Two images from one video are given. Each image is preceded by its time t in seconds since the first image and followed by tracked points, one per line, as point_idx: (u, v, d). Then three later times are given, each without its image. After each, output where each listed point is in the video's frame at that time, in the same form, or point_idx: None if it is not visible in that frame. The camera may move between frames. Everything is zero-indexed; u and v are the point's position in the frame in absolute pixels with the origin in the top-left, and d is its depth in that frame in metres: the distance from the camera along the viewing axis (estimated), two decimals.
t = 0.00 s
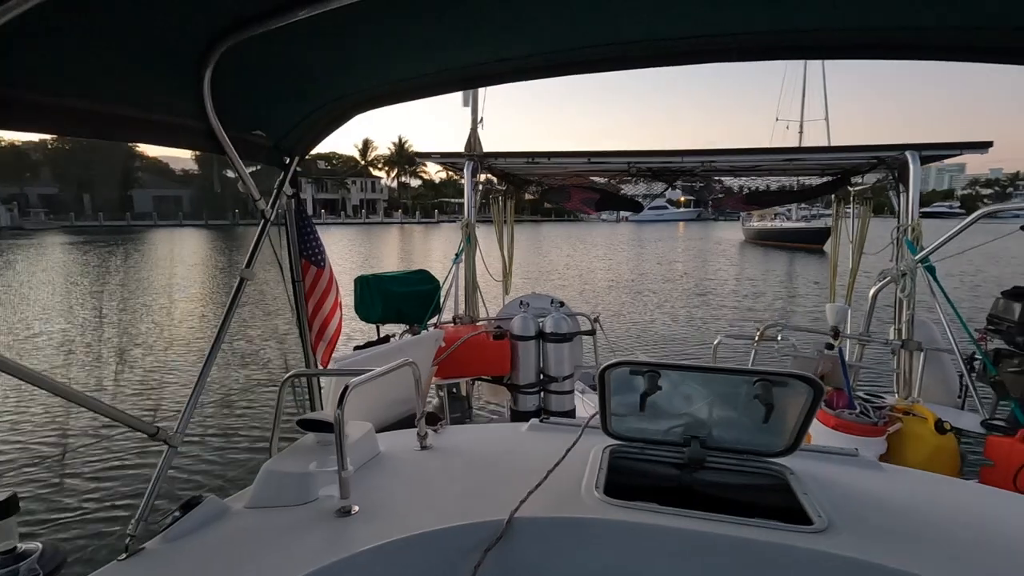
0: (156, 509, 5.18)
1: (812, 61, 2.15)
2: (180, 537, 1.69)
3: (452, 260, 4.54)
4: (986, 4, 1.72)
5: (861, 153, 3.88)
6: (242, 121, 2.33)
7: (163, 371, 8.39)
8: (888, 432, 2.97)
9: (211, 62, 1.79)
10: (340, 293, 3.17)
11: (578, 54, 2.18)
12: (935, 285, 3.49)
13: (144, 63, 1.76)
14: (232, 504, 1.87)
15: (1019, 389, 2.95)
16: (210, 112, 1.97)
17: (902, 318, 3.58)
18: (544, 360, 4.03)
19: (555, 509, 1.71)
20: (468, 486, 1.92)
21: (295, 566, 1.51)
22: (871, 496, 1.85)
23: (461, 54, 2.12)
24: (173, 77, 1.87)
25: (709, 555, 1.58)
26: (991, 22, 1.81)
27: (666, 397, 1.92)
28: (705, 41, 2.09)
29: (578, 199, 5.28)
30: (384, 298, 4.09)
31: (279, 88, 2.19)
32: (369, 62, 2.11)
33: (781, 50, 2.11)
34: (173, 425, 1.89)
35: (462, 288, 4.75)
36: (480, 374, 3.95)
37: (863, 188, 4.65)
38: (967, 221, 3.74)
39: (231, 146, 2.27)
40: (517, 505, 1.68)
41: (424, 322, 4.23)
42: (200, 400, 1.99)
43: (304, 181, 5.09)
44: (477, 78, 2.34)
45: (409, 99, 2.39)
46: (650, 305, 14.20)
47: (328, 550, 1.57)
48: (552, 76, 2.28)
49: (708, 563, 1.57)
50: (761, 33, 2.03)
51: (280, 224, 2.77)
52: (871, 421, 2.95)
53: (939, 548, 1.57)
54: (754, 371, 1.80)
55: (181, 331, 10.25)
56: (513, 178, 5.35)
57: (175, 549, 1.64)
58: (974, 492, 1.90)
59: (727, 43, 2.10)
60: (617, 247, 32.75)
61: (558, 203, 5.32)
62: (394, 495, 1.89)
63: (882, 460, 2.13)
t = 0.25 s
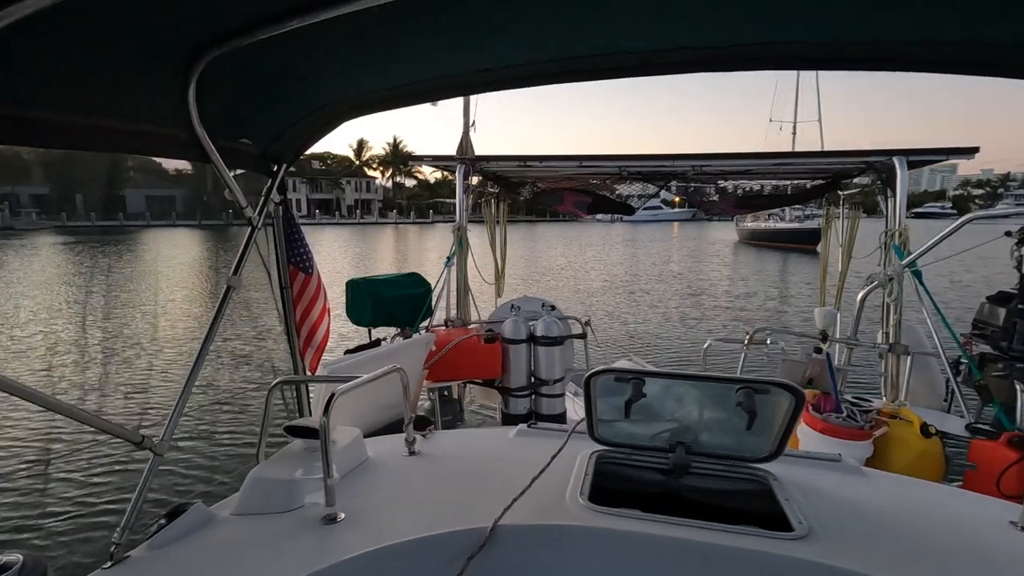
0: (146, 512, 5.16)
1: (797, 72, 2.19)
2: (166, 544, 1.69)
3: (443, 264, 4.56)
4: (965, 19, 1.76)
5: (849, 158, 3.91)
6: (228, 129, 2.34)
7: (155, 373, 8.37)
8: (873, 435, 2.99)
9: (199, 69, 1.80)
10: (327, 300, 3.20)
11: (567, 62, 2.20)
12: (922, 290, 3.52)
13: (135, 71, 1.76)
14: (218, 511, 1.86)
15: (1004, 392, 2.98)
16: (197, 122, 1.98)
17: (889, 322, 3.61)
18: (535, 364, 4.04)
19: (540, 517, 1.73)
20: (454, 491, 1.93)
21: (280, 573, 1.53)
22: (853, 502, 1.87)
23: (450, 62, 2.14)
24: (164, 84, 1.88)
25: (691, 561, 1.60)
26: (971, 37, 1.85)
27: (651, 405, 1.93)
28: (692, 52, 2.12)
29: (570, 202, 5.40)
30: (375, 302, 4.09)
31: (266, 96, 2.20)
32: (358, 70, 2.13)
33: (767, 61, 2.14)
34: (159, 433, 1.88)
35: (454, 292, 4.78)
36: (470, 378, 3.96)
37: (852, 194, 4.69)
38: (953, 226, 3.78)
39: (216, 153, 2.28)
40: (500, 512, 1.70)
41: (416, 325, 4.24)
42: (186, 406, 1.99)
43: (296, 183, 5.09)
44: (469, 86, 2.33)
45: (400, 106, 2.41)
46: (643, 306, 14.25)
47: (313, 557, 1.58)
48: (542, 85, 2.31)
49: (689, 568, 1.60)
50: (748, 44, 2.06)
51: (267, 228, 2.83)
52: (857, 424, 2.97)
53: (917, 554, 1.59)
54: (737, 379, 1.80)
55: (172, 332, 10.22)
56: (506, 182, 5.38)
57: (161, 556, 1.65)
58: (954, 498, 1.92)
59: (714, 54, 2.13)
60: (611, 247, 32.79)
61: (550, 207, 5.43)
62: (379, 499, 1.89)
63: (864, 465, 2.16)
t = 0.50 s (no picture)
0: (136, 514, 5.16)
1: (777, 80, 2.26)
2: (156, 544, 1.71)
3: (435, 266, 4.61)
4: (936, 31, 1.83)
5: (835, 162, 3.98)
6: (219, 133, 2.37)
7: (147, 374, 8.35)
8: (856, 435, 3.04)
9: (189, 76, 1.83)
10: (317, 302, 3.23)
11: (554, 68, 2.25)
12: (905, 291, 3.58)
13: (128, 76, 1.80)
14: (208, 511, 1.89)
15: (983, 394, 3.07)
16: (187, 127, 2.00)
17: (873, 323, 3.67)
18: (525, 364, 4.05)
19: (525, 516, 1.77)
20: (441, 491, 1.96)
21: (269, 571, 1.56)
22: (830, 500, 1.92)
23: (438, 68, 2.18)
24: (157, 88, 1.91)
25: (670, 558, 1.65)
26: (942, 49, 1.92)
27: (634, 406, 1.97)
28: (676, 58, 2.19)
29: (561, 204, 5.39)
30: (366, 303, 4.11)
31: (256, 100, 2.23)
32: (348, 75, 2.17)
33: (747, 68, 2.21)
34: (149, 434, 1.91)
35: (445, 293, 4.82)
36: (461, 379, 3.99)
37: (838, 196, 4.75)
38: (936, 229, 3.84)
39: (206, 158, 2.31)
40: (485, 512, 1.73)
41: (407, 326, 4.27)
42: (176, 407, 2.01)
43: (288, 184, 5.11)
44: (459, 91, 2.36)
45: (390, 111, 2.46)
46: (636, 307, 14.31)
47: (301, 556, 1.61)
48: (529, 90, 2.36)
49: (669, 565, 1.64)
50: (729, 51, 2.13)
51: (257, 231, 2.86)
52: (840, 424, 3.02)
53: (890, 551, 1.64)
54: (717, 380, 1.84)
55: (163, 333, 10.20)
56: (498, 183, 5.42)
57: (151, 556, 1.67)
58: (929, 495, 1.97)
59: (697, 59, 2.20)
60: (604, 248, 32.87)
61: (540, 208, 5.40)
62: (367, 499, 1.92)
63: (844, 464, 2.21)
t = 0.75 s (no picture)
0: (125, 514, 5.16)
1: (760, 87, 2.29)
2: (143, 543, 1.73)
3: (425, 267, 4.63)
4: (923, 45, 1.82)
5: (820, 164, 4.03)
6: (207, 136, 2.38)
7: (136, 374, 8.32)
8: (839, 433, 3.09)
9: (175, 80, 1.84)
10: (305, 302, 3.25)
11: (537, 74, 2.21)
12: (888, 292, 3.63)
13: (114, 79, 1.81)
14: (194, 511, 1.90)
15: (963, 392, 3.15)
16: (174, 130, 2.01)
17: (857, 324, 3.73)
18: (515, 364, 4.05)
19: (508, 513, 1.79)
20: (427, 489, 1.99)
21: (254, 569, 1.58)
22: (810, 497, 1.95)
23: (425, 75, 2.19)
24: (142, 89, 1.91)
25: (650, 555, 1.68)
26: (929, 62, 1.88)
27: (617, 404, 2.00)
28: (664, 65, 2.13)
29: (550, 205, 5.30)
30: (356, 304, 4.12)
31: (244, 104, 2.24)
32: (335, 80, 2.18)
33: (734, 75, 2.15)
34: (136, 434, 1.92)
35: (435, 294, 4.84)
36: (451, 379, 4.01)
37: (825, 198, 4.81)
38: (918, 230, 3.91)
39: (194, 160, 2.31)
40: (469, 509, 1.76)
41: (397, 326, 4.29)
42: (163, 407, 2.02)
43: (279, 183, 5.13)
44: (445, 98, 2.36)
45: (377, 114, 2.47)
46: (626, 307, 14.39)
47: (287, 553, 1.64)
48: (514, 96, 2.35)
49: (649, 561, 1.67)
50: (717, 58, 2.07)
51: (245, 232, 2.88)
52: (823, 422, 3.07)
53: (865, 546, 1.68)
54: (698, 379, 1.88)
55: (153, 333, 10.15)
56: (488, 184, 5.43)
57: (137, 554, 1.69)
58: (905, 491, 2.02)
59: (683, 66, 2.15)
60: (596, 247, 33.00)
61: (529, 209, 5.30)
62: (353, 497, 1.95)
63: (824, 462, 2.25)
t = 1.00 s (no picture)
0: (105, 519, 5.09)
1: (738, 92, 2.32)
2: (122, 547, 1.72)
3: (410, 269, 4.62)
4: (898, 54, 1.85)
5: (800, 167, 4.10)
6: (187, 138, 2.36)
7: (116, 378, 8.21)
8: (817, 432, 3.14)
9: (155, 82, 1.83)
10: (286, 305, 3.25)
11: (518, 77, 2.21)
12: (865, 293, 3.70)
13: (91, 81, 1.79)
14: (174, 515, 1.89)
15: (937, 390, 3.23)
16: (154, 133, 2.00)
17: (835, 324, 3.79)
18: (499, 366, 4.01)
19: (490, 514, 1.81)
20: (410, 490, 2.00)
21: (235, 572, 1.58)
22: (788, 495, 1.99)
23: (407, 78, 2.19)
24: (119, 89, 1.90)
25: (630, 554, 1.70)
26: (904, 70, 1.91)
27: (599, 405, 2.02)
28: (643, 70, 2.14)
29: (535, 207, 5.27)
30: (340, 306, 4.11)
31: (225, 106, 2.23)
32: (316, 82, 2.18)
33: (714, 81, 2.17)
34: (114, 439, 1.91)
35: (420, 296, 4.84)
36: (435, 381, 4.01)
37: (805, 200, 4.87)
38: (893, 232, 4.00)
39: (174, 162, 2.30)
40: (450, 511, 1.77)
41: (381, 328, 4.28)
42: (142, 412, 2.01)
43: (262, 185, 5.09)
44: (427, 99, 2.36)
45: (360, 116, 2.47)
46: (611, 307, 14.47)
47: (268, 556, 1.64)
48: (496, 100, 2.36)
49: (628, 559, 1.70)
50: (696, 64, 2.09)
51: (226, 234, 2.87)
52: (802, 421, 3.12)
53: (840, 542, 1.71)
54: (676, 380, 1.90)
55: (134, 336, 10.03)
56: (472, 187, 5.43)
57: (116, 559, 1.67)
58: (879, 487, 2.07)
59: (663, 72, 2.17)
60: (582, 249, 33.13)
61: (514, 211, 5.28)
62: (336, 499, 1.95)
63: (801, 460, 2.29)
